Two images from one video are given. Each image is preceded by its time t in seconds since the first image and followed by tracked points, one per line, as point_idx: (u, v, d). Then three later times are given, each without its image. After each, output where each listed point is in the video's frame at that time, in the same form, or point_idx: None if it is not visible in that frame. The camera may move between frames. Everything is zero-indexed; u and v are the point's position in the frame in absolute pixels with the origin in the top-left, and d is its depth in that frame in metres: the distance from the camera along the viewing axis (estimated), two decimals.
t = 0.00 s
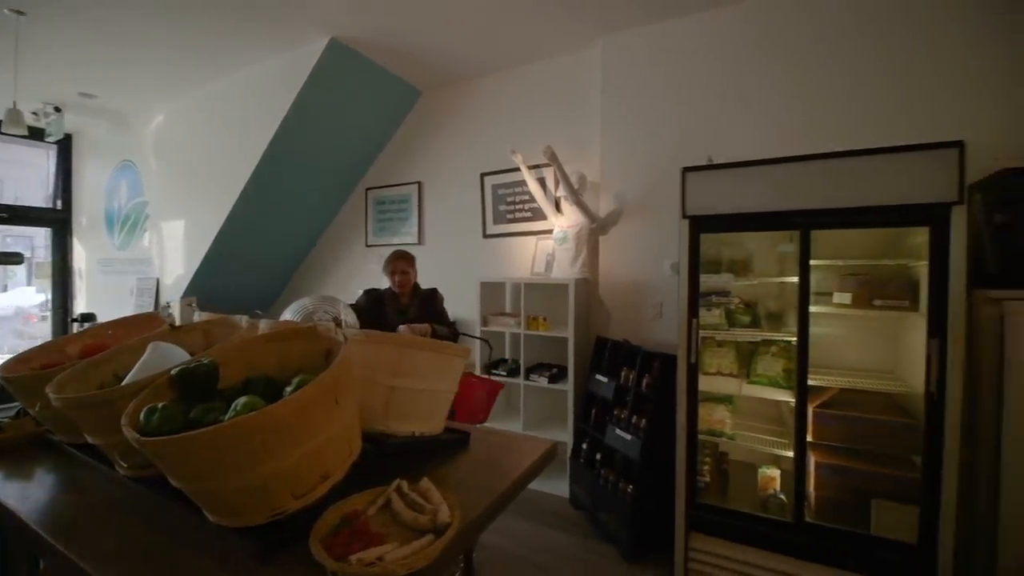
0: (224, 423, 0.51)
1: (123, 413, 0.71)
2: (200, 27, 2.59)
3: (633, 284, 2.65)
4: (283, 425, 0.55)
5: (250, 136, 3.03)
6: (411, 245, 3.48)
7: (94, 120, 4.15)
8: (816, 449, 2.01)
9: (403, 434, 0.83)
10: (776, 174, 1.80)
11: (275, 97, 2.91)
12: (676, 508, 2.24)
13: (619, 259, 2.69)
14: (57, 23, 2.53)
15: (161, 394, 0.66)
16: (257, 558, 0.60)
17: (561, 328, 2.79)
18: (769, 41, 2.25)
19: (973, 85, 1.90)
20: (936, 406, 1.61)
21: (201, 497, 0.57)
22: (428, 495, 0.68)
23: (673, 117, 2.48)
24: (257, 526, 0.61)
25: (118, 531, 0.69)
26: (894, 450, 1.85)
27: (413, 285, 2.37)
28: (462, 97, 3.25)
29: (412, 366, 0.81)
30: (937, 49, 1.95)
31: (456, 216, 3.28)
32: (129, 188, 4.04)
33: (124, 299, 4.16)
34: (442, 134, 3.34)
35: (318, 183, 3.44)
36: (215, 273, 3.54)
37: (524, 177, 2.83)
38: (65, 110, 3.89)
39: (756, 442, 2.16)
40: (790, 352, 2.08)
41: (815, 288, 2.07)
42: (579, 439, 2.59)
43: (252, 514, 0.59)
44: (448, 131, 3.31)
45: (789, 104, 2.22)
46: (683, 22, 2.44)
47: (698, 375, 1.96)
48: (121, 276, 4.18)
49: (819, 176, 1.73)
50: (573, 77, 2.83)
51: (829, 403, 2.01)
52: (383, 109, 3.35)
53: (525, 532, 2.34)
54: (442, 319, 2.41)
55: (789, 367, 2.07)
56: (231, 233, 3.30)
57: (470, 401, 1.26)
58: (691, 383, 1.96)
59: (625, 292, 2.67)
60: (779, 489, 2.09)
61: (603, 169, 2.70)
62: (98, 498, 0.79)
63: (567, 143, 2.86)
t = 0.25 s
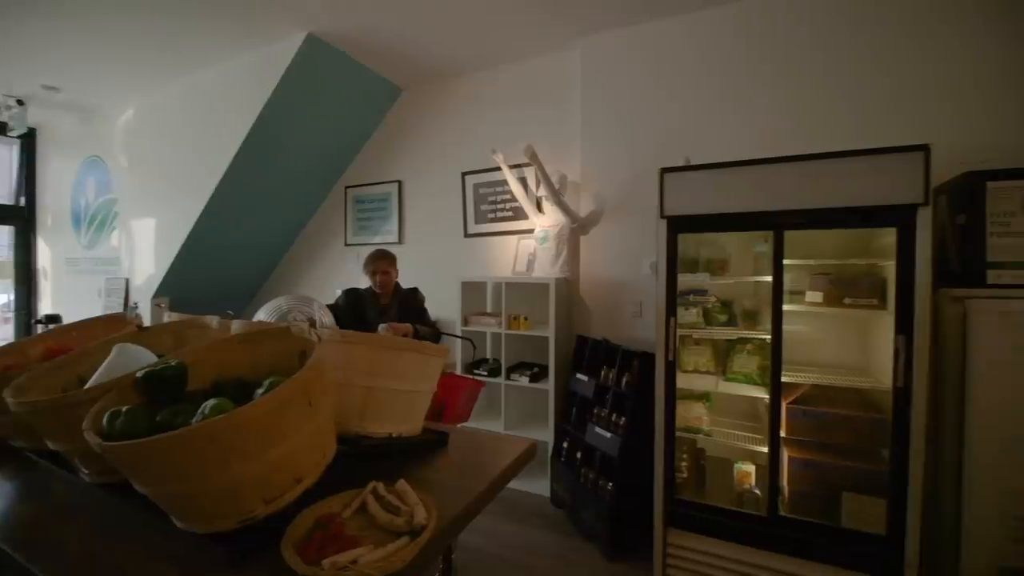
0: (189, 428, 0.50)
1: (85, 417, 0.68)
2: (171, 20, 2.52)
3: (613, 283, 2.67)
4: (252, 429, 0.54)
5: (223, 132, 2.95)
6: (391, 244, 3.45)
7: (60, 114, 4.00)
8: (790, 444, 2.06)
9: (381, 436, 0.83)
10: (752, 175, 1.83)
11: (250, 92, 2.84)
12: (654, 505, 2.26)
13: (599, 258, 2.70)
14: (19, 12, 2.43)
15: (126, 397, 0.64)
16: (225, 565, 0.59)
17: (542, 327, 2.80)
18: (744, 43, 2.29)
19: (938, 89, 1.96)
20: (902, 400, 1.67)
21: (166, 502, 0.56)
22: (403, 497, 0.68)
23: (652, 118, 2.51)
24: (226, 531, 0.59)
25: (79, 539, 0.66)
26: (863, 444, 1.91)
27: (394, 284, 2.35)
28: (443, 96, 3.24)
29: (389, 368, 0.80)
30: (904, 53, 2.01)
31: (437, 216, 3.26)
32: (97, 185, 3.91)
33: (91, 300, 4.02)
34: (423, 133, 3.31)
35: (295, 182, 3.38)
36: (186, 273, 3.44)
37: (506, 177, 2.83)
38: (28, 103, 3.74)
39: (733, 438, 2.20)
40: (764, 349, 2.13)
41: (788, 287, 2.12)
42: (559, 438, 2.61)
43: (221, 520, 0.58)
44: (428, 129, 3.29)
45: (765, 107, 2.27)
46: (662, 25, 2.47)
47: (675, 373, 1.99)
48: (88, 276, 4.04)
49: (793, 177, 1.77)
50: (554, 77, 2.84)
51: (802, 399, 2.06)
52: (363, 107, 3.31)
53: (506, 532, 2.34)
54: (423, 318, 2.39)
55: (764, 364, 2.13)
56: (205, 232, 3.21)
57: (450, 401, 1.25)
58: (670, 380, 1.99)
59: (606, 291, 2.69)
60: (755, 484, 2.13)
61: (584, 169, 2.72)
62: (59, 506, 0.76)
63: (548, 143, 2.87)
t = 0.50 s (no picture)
0: (156, 431, 0.49)
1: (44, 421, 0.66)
2: (141, 11, 2.44)
3: (594, 283, 2.69)
4: (222, 432, 0.52)
5: (196, 127, 2.87)
6: (371, 243, 3.41)
7: (22, 107, 3.84)
8: (767, 440, 2.10)
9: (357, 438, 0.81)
10: (730, 176, 1.86)
11: (225, 87, 2.76)
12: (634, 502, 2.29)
13: (581, 258, 2.72)
14: None
15: (89, 399, 0.62)
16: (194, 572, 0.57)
17: (524, 327, 2.80)
18: (722, 46, 2.33)
19: (909, 92, 2.02)
20: (872, 396, 1.72)
21: (131, 508, 0.54)
22: (380, 499, 0.67)
23: (633, 119, 2.54)
24: (195, 537, 0.57)
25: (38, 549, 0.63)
26: (835, 440, 1.97)
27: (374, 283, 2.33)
28: (424, 94, 3.21)
29: (366, 368, 0.79)
30: (875, 59, 2.07)
31: (418, 215, 3.23)
32: (63, 180, 3.77)
33: (57, 300, 3.87)
34: (403, 131, 3.28)
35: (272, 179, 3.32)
36: (156, 272, 3.33)
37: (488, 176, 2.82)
38: None
39: (711, 434, 2.24)
40: (741, 348, 2.17)
41: (764, 286, 2.17)
42: (541, 437, 2.61)
43: (189, 526, 0.56)
44: (410, 127, 3.26)
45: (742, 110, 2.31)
46: (643, 27, 2.50)
47: (654, 371, 2.01)
48: (54, 275, 3.89)
49: (767, 179, 1.81)
50: (535, 76, 2.84)
51: (777, 396, 2.10)
52: (341, 104, 3.26)
53: (488, 532, 2.34)
54: (405, 317, 2.35)
55: (740, 363, 2.16)
56: (177, 231, 3.12)
57: (430, 402, 1.24)
58: (649, 379, 2.02)
59: (587, 291, 2.71)
60: (731, 480, 2.17)
61: (565, 169, 2.73)
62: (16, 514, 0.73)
63: (529, 142, 2.87)
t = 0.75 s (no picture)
0: (125, 435, 0.47)
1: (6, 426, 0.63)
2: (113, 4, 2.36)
3: (577, 283, 2.70)
4: (195, 435, 0.51)
5: (170, 124, 2.79)
6: (353, 243, 3.37)
7: None
8: (747, 437, 2.14)
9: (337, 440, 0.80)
10: (710, 177, 1.89)
11: (200, 83, 2.69)
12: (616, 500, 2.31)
13: (564, 258, 2.73)
14: None
15: (55, 404, 0.59)
16: None
17: (507, 327, 2.80)
18: (703, 49, 2.36)
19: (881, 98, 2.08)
20: (847, 393, 1.76)
21: (99, 514, 0.52)
22: (359, 502, 0.66)
23: (615, 120, 2.56)
24: (167, 544, 0.56)
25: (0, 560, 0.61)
26: (812, 436, 2.01)
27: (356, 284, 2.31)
28: (407, 92, 3.19)
29: (345, 369, 0.78)
30: (850, 64, 2.12)
31: (401, 214, 3.21)
32: (30, 178, 3.63)
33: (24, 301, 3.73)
34: (386, 129, 3.25)
35: (250, 177, 3.25)
36: (128, 273, 3.23)
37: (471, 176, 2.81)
38: None
39: (692, 432, 2.27)
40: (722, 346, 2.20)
41: (743, 286, 2.19)
42: (525, 436, 2.62)
43: (161, 533, 0.54)
44: (392, 126, 3.23)
45: (723, 112, 2.34)
46: (625, 29, 2.52)
47: (637, 370, 2.03)
48: (21, 275, 3.75)
49: (745, 181, 1.84)
50: (519, 76, 2.84)
51: (756, 394, 2.14)
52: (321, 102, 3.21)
53: (472, 532, 2.33)
54: (388, 318, 2.33)
55: (721, 360, 2.19)
56: (151, 230, 3.04)
57: (413, 403, 1.23)
58: (631, 378, 2.03)
59: (570, 290, 2.72)
60: (711, 476, 2.21)
61: (549, 170, 2.74)
62: None
63: (513, 142, 2.87)
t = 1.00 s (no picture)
0: (96, 439, 0.46)
1: None
2: None
3: (563, 283, 2.71)
4: (169, 438, 0.50)
5: (145, 121, 2.72)
6: (336, 242, 3.34)
7: None
8: (729, 434, 2.17)
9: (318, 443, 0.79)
10: (693, 178, 1.91)
11: (178, 80, 2.63)
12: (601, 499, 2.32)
13: (549, 257, 2.74)
14: None
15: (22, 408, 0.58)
16: None
17: (493, 327, 2.80)
18: (686, 52, 2.39)
19: (857, 104, 2.14)
20: (824, 390, 1.80)
21: (69, 521, 0.51)
22: (340, 505, 0.65)
23: (600, 121, 2.57)
24: (142, 551, 0.55)
25: None
26: (792, 433, 2.05)
27: (338, 284, 2.28)
28: (391, 91, 3.16)
29: (326, 371, 0.77)
30: (827, 69, 2.17)
31: (385, 213, 3.18)
32: None
33: None
34: (369, 128, 3.22)
35: (229, 175, 3.20)
36: (102, 274, 3.14)
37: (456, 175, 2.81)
38: None
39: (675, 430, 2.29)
40: (703, 345, 2.23)
41: (724, 286, 2.23)
42: (510, 436, 2.62)
43: (135, 539, 0.53)
44: (376, 125, 3.20)
45: (705, 114, 2.38)
46: (610, 31, 2.54)
47: (620, 370, 2.04)
48: None
49: (727, 182, 1.86)
50: (504, 76, 2.84)
51: (737, 392, 2.18)
52: (302, 99, 3.17)
53: (457, 533, 2.32)
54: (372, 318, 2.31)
55: (702, 359, 2.22)
56: (126, 230, 2.96)
57: (395, 404, 1.22)
58: (614, 377, 2.05)
59: (555, 290, 2.73)
60: (694, 473, 2.23)
61: (534, 170, 2.74)
62: None
63: (498, 142, 2.87)
